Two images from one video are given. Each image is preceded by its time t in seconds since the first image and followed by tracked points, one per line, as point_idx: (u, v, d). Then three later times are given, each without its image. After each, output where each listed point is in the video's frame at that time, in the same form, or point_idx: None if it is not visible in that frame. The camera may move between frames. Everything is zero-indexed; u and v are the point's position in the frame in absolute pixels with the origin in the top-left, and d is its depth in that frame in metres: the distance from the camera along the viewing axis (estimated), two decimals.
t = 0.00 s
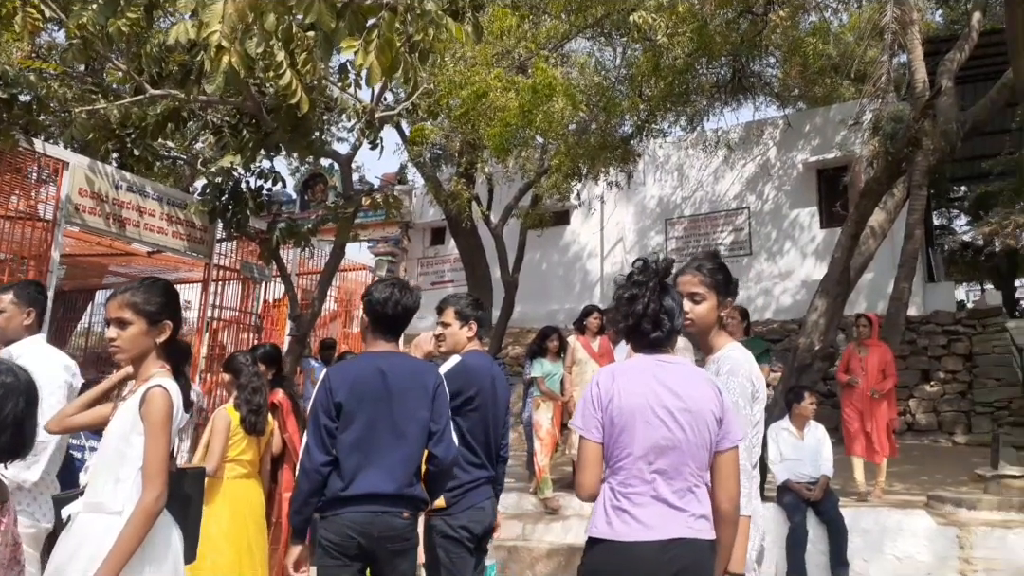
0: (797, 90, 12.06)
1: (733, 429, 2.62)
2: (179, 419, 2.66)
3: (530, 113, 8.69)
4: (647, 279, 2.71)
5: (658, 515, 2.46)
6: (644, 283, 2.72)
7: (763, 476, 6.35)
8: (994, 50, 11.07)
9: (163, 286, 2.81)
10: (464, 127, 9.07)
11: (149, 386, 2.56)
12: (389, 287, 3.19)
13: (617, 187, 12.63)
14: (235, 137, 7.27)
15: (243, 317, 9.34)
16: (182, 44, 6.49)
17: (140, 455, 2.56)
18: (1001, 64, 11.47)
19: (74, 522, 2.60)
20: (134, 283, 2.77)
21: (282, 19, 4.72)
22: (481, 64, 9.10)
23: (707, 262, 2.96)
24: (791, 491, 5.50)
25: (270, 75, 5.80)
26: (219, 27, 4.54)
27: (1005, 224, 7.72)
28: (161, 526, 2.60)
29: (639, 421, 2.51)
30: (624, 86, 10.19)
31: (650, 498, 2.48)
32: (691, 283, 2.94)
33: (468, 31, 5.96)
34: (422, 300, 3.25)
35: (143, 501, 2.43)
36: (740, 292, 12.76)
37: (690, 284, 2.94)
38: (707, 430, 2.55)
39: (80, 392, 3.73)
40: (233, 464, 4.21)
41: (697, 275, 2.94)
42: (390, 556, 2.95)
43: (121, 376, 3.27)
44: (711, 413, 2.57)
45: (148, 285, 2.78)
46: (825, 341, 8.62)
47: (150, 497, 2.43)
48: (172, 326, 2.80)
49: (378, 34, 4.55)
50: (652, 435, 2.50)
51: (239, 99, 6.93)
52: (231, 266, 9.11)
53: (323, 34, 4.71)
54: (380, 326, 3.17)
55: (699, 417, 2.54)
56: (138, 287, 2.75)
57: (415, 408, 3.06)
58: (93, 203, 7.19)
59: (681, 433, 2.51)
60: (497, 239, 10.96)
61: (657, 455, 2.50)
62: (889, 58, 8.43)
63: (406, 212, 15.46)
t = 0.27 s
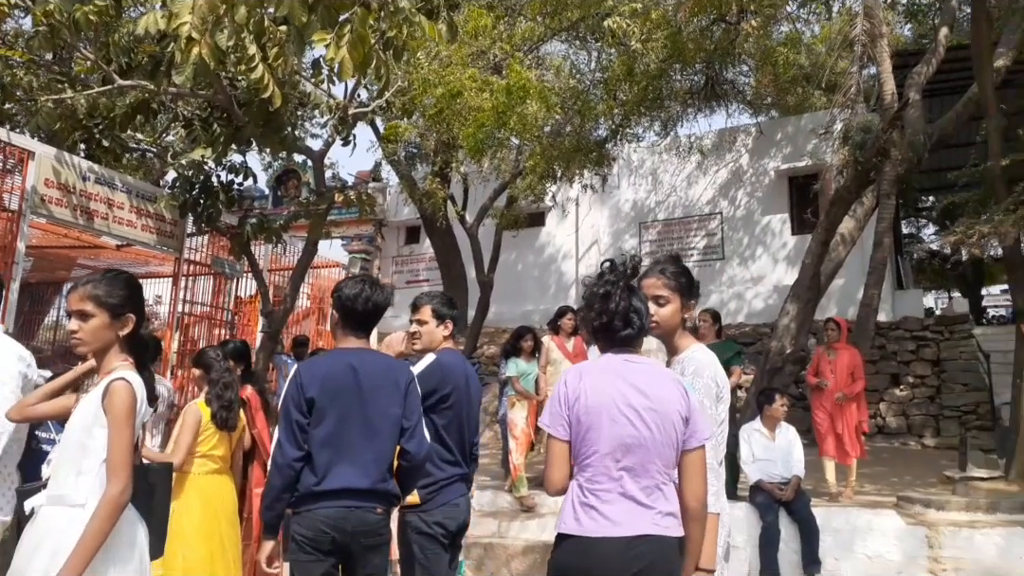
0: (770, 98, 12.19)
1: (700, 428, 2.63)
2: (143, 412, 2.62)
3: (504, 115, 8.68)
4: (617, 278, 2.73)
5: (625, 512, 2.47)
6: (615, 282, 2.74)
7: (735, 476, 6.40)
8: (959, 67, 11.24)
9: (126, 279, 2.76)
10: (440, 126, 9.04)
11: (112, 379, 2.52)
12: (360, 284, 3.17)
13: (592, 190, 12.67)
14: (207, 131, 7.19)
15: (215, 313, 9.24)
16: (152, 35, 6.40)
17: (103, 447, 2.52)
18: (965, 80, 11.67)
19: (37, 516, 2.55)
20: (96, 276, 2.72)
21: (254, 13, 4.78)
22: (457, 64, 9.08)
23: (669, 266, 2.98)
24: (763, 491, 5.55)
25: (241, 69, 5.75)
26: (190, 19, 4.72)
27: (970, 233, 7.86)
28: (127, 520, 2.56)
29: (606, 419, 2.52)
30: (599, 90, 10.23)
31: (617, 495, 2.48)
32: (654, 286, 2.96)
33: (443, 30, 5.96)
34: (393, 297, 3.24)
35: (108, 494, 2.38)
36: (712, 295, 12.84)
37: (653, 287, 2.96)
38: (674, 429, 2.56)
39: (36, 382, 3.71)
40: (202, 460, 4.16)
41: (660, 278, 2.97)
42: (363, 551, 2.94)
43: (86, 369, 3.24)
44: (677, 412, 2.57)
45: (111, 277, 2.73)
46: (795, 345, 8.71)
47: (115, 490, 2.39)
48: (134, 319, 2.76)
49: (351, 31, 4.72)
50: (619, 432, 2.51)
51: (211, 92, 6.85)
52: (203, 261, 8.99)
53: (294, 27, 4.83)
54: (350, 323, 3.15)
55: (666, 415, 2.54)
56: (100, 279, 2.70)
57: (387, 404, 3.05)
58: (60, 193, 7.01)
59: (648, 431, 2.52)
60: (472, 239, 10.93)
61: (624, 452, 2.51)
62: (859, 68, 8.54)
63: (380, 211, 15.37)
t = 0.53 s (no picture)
0: (765, 95, 12.21)
1: (692, 424, 2.63)
2: (136, 409, 2.62)
3: (499, 113, 8.67)
4: (610, 273, 2.74)
5: (617, 507, 2.47)
6: (609, 278, 2.75)
7: (730, 473, 6.41)
8: (953, 65, 11.26)
9: (119, 276, 2.75)
10: (435, 122, 9.04)
11: (105, 376, 2.52)
12: (355, 280, 3.17)
13: (588, 187, 12.68)
14: (201, 127, 7.18)
15: (212, 310, 9.23)
16: (146, 31, 6.38)
17: (95, 444, 2.52)
18: (959, 78, 11.70)
19: (29, 513, 2.54)
20: (89, 272, 2.71)
21: (248, 8, 4.77)
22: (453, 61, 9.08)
23: (659, 263, 2.99)
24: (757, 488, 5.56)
25: (235, 65, 5.74)
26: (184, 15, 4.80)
27: (964, 230, 7.89)
28: (119, 518, 2.56)
29: (598, 415, 2.53)
30: (594, 87, 10.23)
31: (610, 490, 2.49)
32: (646, 284, 2.96)
33: (437, 27, 5.95)
34: (389, 294, 3.24)
35: (101, 491, 2.39)
36: (708, 292, 12.84)
37: (645, 285, 2.97)
38: (666, 424, 2.56)
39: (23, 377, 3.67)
40: (197, 456, 4.16)
41: (651, 276, 2.97)
42: (358, 548, 2.94)
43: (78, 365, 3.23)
44: (669, 408, 2.58)
45: (103, 274, 2.72)
46: (791, 342, 8.72)
47: (109, 486, 2.39)
48: (127, 316, 2.75)
49: (344, 26, 4.74)
50: (611, 428, 2.52)
51: (205, 88, 6.84)
52: (199, 258, 8.95)
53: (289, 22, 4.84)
54: (346, 320, 3.15)
55: (658, 411, 2.55)
56: (93, 276, 2.69)
57: (383, 400, 3.06)
58: (55, 190, 7.00)
59: (640, 427, 2.52)
60: (468, 236, 10.93)
61: (616, 448, 2.51)
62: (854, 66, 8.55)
63: (376, 207, 15.36)
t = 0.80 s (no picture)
0: (753, 97, 12.29)
1: (668, 422, 2.63)
2: (111, 406, 2.61)
3: (487, 112, 8.66)
4: (588, 271, 2.75)
5: (593, 505, 2.48)
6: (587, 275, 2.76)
7: (713, 472, 6.44)
8: (939, 66, 11.35)
9: (98, 272, 2.74)
10: (424, 121, 9.02)
11: (79, 373, 2.50)
12: (339, 279, 3.16)
13: (576, 187, 12.70)
14: (188, 125, 7.15)
15: (197, 308, 9.19)
16: (133, 27, 6.35)
17: (69, 441, 2.50)
18: (945, 80, 11.80)
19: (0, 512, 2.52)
20: (68, 268, 2.69)
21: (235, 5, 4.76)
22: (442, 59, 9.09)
23: (638, 264, 2.99)
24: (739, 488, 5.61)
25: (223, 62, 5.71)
26: (170, 12, 4.86)
27: (946, 232, 7.96)
28: (93, 517, 2.54)
29: (575, 414, 2.54)
30: (583, 87, 10.25)
31: (586, 489, 2.50)
32: (624, 285, 2.97)
33: (426, 26, 5.95)
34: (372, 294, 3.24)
35: (75, 489, 2.37)
36: (694, 293, 12.88)
37: (623, 286, 2.97)
38: (642, 423, 2.57)
39: None
40: (178, 455, 4.13)
41: (629, 277, 2.97)
42: (339, 547, 2.94)
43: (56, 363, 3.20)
44: (645, 406, 2.59)
45: (82, 270, 2.70)
46: (775, 342, 8.76)
47: (83, 484, 2.37)
48: (105, 313, 2.74)
49: (331, 23, 4.75)
50: (588, 427, 2.52)
51: (192, 86, 6.81)
52: (184, 257, 8.87)
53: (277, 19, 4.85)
54: (329, 319, 3.14)
55: (634, 410, 2.56)
56: (71, 272, 2.68)
57: (367, 399, 3.06)
58: (39, 187, 6.89)
59: (616, 425, 2.53)
60: (456, 235, 10.92)
61: (593, 447, 2.52)
62: (840, 68, 8.62)
63: (364, 206, 15.30)
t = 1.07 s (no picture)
0: (736, 97, 12.35)
1: (647, 420, 2.63)
2: (86, 406, 2.58)
3: (470, 112, 8.66)
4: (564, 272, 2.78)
5: (573, 503, 2.49)
6: (563, 275, 2.81)
7: (698, 470, 6.48)
8: (919, 68, 11.44)
9: (75, 272, 2.72)
10: (408, 121, 9.00)
11: (53, 373, 2.48)
12: (322, 279, 3.15)
13: (561, 187, 12.71)
14: (170, 124, 7.09)
15: (179, 308, 9.13)
16: (112, 25, 6.30)
17: (43, 442, 2.48)
18: (925, 82, 11.90)
19: None
20: (44, 268, 2.67)
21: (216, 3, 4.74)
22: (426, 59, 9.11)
23: (615, 265, 3.00)
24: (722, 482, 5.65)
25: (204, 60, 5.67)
26: (150, 9, 4.94)
27: (927, 231, 8.03)
28: (70, 519, 2.52)
29: (553, 412, 2.54)
30: (567, 87, 10.26)
31: (566, 487, 2.51)
32: (602, 287, 2.98)
33: (409, 25, 5.93)
34: (355, 294, 3.23)
35: (50, 490, 2.35)
36: (679, 292, 12.93)
37: (602, 287, 2.99)
38: (620, 421, 2.57)
39: None
40: (161, 455, 4.10)
41: (608, 278, 2.99)
42: (323, 546, 2.93)
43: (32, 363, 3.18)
44: (623, 405, 2.59)
45: (58, 269, 2.68)
46: (759, 341, 8.81)
47: (58, 485, 2.35)
48: (81, 313, 2.72)
49: (314, 22, 4.74)
50: (567, 425, 2.53)
51: (173, 84, 6.75)
52: (166, 256, 8.79)
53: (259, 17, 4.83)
54: (310, 320, 3.13)
55: (612, 407, 2.56)
56: (47, 271, 2.65)
57: (351, 398, 3.05)
58: (18, 186, 6.78)
59: (594, 423, 2.53)
60: (441, 235, 10.90)
61: (572, 445, 2.52)
62: (822, 69, 8.68)
63: (348, 206, 15.25)
